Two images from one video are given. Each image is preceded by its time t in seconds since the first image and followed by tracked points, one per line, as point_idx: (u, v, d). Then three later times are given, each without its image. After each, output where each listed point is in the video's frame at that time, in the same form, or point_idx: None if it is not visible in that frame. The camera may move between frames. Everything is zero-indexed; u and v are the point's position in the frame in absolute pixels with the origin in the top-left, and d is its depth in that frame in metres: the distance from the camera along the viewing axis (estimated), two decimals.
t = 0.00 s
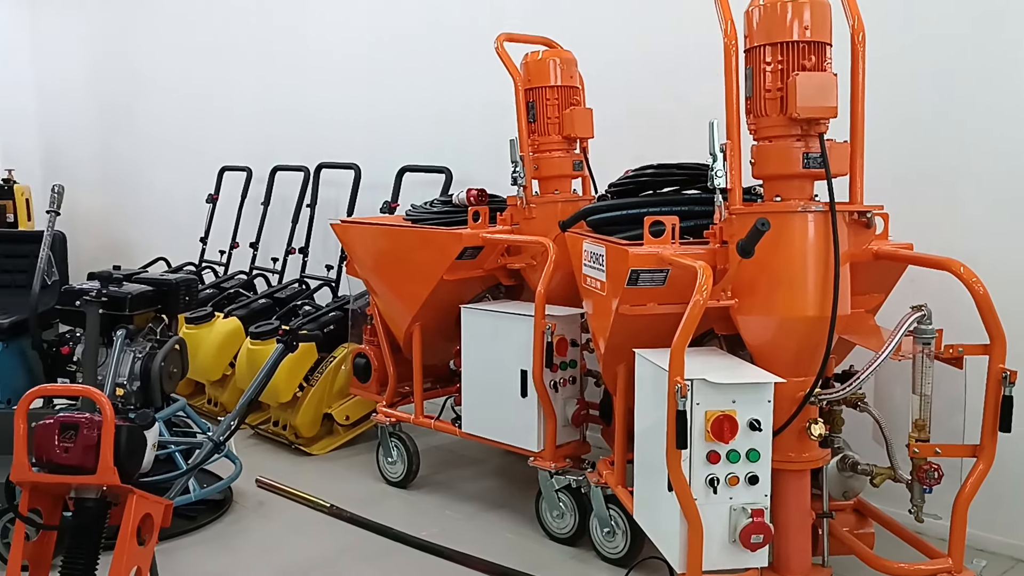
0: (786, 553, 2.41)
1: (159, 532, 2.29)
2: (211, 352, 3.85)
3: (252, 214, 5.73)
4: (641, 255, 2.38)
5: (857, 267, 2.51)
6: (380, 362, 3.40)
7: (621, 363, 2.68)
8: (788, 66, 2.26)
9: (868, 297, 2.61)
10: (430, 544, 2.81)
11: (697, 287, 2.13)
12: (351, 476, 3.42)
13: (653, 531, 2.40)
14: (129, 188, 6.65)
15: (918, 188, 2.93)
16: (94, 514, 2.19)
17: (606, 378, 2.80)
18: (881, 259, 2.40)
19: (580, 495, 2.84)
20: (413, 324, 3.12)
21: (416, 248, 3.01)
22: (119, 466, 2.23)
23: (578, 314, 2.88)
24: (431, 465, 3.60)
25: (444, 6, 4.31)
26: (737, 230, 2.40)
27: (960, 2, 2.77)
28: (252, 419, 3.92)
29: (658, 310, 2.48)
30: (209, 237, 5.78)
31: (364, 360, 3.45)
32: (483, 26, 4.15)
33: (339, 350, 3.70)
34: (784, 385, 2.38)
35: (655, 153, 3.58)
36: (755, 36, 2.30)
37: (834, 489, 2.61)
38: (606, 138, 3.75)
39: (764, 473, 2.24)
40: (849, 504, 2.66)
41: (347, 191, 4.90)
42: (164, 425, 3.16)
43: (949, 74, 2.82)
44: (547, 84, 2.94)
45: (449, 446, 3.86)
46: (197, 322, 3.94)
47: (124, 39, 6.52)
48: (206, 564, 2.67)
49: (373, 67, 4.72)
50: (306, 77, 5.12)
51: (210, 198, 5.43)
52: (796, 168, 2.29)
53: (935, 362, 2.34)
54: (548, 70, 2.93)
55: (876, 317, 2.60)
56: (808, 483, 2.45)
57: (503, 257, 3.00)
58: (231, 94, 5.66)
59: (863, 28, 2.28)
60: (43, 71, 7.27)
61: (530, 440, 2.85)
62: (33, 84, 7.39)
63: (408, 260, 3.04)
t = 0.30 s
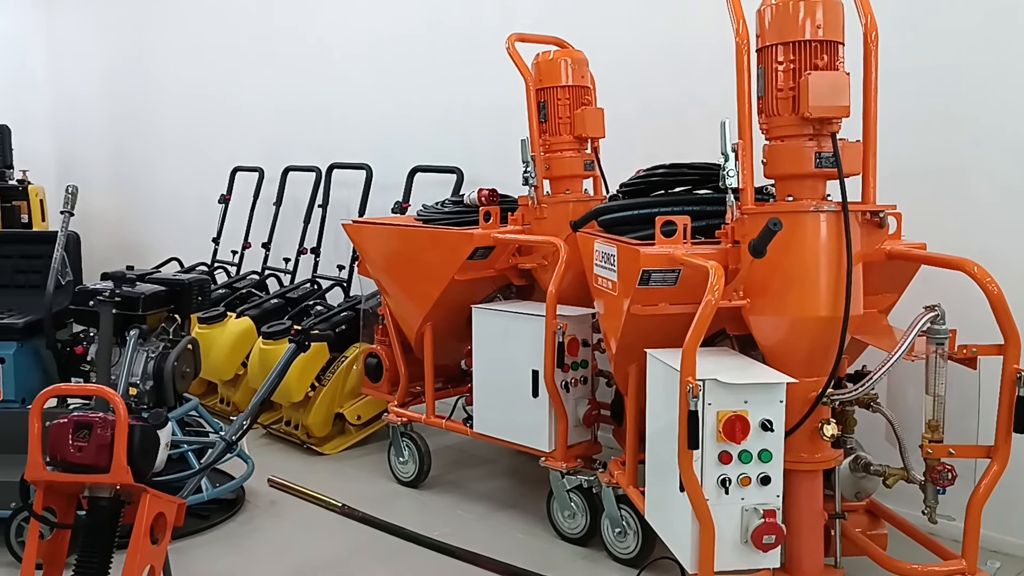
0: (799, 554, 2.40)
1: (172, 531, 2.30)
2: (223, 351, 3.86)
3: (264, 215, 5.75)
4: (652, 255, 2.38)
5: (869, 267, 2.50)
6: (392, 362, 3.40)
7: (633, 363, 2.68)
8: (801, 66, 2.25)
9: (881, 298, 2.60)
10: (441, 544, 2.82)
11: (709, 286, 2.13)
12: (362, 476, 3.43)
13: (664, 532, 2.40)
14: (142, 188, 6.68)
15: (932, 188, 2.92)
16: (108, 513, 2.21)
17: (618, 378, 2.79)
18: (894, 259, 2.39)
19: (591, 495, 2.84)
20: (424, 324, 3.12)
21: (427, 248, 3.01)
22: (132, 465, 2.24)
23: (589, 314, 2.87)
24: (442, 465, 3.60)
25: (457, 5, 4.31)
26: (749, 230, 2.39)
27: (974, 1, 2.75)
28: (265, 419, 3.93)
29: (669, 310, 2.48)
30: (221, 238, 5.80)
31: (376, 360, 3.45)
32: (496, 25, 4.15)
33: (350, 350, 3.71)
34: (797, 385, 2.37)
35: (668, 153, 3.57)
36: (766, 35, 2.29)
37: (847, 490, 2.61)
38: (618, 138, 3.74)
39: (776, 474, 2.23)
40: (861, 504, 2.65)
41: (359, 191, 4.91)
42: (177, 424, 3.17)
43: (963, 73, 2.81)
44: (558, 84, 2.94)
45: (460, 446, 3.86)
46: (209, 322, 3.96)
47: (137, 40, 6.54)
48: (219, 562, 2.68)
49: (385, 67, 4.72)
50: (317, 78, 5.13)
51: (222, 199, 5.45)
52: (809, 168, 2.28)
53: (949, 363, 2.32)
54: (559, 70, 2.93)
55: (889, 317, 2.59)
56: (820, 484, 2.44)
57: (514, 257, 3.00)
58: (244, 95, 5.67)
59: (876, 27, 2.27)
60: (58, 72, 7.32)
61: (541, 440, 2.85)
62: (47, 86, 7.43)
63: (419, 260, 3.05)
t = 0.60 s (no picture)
0: (811, 556, 2.39)
1: (184, 531, 2.30)
2: (235, 351, 3.87)
3: (275, 215, 5.77)
4: (664, 255, 2.38)
5: (882, 267, 2.49)
6: (403, 362, 3.41)
7: (644, 364, 2.68)
8: (813, 66, 2.24)
9: (893, 298, 2.59)
10: (453, 544, 2.82)
11: (721, 287, 2.13)
12: (373, 476, 3.44)
13: (676, 533, 2.40)
14: (153, 188, 6.70)
15: (946, 188, 2.91)
16: (121, 512, 2.22)
17: (629, 378, 2.79)
18: (907, 259, 2.38)
19: (603, 495, 2.83)
20: (435, 325, 3.13)
21: (438, 248, 3.02)
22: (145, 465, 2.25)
23: (601, 315, 2.87)
24: (453, 466, 3.61)
25: (468, 6, 4.31)
26: (761, 231, 2.39)
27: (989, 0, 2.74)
28: (276, 419, 3.94)
29: (681, 311, 2.47)
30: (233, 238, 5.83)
31: (387, 360, 3.46)
32: (507, 25, 4.15)
33: (361, 350, 3.72)
34: (809, 386, 2.36)
35: (681, 152, 3.56)
36: (778, 35, 2.28)
37: (860, 491, 2.63)
38: (630, 138, 3.73)
39: (788, 475, 2.22)
40: (874, 506, 2.65)
41: (370, 191, 4.92)
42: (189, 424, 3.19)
43: (978, 72, 2.79)
44: (569, 84, 2.94)
45: (471, 446, 3.86)
46: (221, 322, 3.97)
47: (148, 41, 6.56)
48: (232, 562, 2.69)
49: (396, 68, 4.73)
50: (328, 78, 5.14)
51: (234, 199, 5.47)
52: (821, 168, 2.27)
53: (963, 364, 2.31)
54: (570, 70, 2.93)
55: (901, 317, 2.58)
56: (833, 485, 2.43)
57: (525, 257, 3.00)
58: (254, 96, 5.69)
59: (889, 26, 2.26)
60: (71, 74, 7.35)
61: (552, 440, 2.85)
62: (60, 87, 7.48)
63: (430, 260, 3.05)
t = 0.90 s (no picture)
0: (826, 557, 2.38)
1: (199, 531, 2.31)
2: (250, 351, 3.88)
3: (289, 215, 5.78)
4: (678, 255, 2.37)
5: (898, 267, 2.47)
6: (416, 362, 3.41)
7: (658, 364, 2.67)
8: (828, 65, 2.23)
9: (910, 298, 2.56)
10: (467, 545, 2.82)
11: (736, 287, 2.12)
12: (387, 476, 3.44)
13: (690, 534, 2.39)
14: (167, 189, 6.73)
15: (963, 187, 2.89)
16: (137, 511, 2.23)
17: (643, 379, 2.79)
18: (923, 259, 2.36)
19: (617, 496, 2.83)
20: (449, 325, 3.13)
21: (451, 248, 3.02)
22: (161, 464, 2.25)
23: (614, 315, 2.86)
24: (466, 466, 3.61)
25: (481, 6, 4.31)
26: (776, 231, 2.37)
27: None
28: (291, 419, 3.95)
29: (695, 311, 2.46)
30: (247, 238, 5.85)
31: (401, 360, 3.46)
32: (521, 25, 4.14)
33: (375, 350, 3.72)
34: (824, 387, 2.35)
35: (696, 152, 3.55)
36: (793, 34, 2.27)
37: (876, 493, 2.60)
38: (644, 138, 3.72)
39: (803, 477, 2.21)
40: (890, 508, 2.63)
41: (383, 191, 4.93)
42: (204, 424, 3.20)
43: (997, 71, 2.77)
44: (583, 84, 2.93)
45: (485, 446, 3.87)
46: (235, 323, 3.98)
47: (164, 42, 6.59)
48: (247, 562, 2.70)
49: (410, 68, 4.74)
50: (342, 79, 5.15)
51: (248, 200, 5.49)
52: (836, 168, 2.26)
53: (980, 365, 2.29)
54: (584, 70, 2.92)
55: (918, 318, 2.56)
56: (848, 487, 2.42)
57: (539, 257, 2.99)
58: (267, 96, 5.70)
59: (905, 25, 2.24)
60: (87, 75, 7.40)
61: (566, 441, 2.85)
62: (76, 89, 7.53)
63: (443, 260, 3.05)
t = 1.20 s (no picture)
0: (843, 559, 2.37)
1: (217, 530, 2.32)
2: (267, 350, 3.90)
3: (306, 216, 5.80)
4: (695, 255, 2.37)
5: (916, 268, 2.45)
6: (432, 362, 3.42)
7: (675, 365, 2.67)
8: (846, 65, 2.22)
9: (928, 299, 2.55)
10: (483, 545, 2.82)
11: (753, 288, 2.11)
12: (403, 476, 3.45)
13: (707, 536, 2.39)
14: (184, 190, 6.76)
15: (984, 188, 2.88)
16: (156, 511, 2.24)
17: (659, 380, 2.78)
18: (942, 260, 2.34)
19: (633, 497, 2.83)
20: (464, 325, 3.13)
21: (467, 249, 3.03)
22: (179, 464, 2.26)
23: (630, 315, 2.86)
24: (481, 466, 3.61)
25: (497, 7, 4.31)
26: (793, 232, 2.36)
27: None
28: (307, 419, 3.97)
29: (712, 312, 2.46)
30: (263, 239, 5.87)
31: (417, 360, 3.47)
32: (537, 26, 4.15)
33: (391, 350, 3.73)
34: (841, 389, 2.34)
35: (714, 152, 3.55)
36: (810, 34, 2.26)
37: (893, 494, 2.60)
38: (661, 137, 3.71)
39: (821, 478, 2.20)
40: (908, 510, 2.62)
41: (399, 192, 4.95)
42: (221, 424, 3.21)
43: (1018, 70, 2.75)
44: (599, 84, 2.93)
45: (500, 447, 3.87)
46: (252, 323, 4.00)
47: (180, 44, 6.63)
48: (264, 561, 2.71)
49: (425, 69, 4.75)
50: (357, 79, 5.17)
51: (264, 201, 5.51)
52: (854, 168, 2.25)
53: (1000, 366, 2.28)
54: (600, 70, 2.92)
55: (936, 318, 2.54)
56: (866, 488, 2.41)
57: (555, 258, 2.99)
58: (282, 97, 5.73)
59: (924, 24, 2.23)
60: (104, 77, 7.46)
61: (582, 441, 2.84)
62: (94, 91, 7.59)
63: (459, 260, 3.06)
